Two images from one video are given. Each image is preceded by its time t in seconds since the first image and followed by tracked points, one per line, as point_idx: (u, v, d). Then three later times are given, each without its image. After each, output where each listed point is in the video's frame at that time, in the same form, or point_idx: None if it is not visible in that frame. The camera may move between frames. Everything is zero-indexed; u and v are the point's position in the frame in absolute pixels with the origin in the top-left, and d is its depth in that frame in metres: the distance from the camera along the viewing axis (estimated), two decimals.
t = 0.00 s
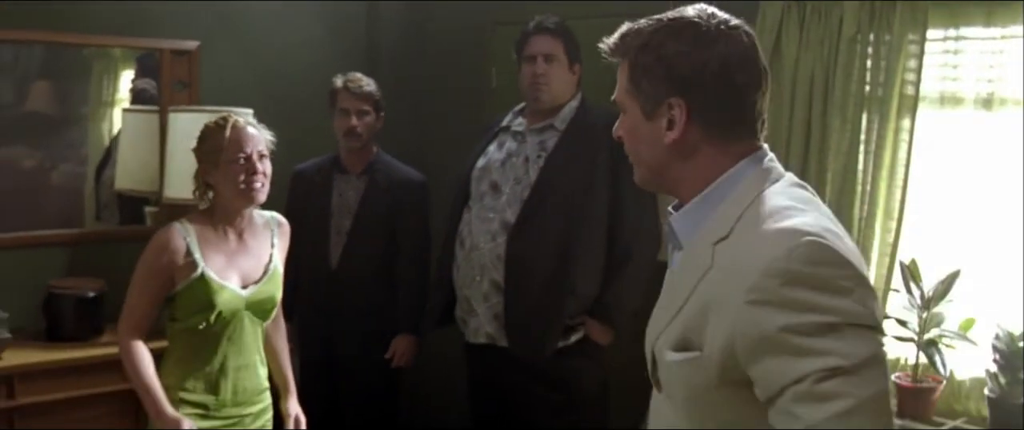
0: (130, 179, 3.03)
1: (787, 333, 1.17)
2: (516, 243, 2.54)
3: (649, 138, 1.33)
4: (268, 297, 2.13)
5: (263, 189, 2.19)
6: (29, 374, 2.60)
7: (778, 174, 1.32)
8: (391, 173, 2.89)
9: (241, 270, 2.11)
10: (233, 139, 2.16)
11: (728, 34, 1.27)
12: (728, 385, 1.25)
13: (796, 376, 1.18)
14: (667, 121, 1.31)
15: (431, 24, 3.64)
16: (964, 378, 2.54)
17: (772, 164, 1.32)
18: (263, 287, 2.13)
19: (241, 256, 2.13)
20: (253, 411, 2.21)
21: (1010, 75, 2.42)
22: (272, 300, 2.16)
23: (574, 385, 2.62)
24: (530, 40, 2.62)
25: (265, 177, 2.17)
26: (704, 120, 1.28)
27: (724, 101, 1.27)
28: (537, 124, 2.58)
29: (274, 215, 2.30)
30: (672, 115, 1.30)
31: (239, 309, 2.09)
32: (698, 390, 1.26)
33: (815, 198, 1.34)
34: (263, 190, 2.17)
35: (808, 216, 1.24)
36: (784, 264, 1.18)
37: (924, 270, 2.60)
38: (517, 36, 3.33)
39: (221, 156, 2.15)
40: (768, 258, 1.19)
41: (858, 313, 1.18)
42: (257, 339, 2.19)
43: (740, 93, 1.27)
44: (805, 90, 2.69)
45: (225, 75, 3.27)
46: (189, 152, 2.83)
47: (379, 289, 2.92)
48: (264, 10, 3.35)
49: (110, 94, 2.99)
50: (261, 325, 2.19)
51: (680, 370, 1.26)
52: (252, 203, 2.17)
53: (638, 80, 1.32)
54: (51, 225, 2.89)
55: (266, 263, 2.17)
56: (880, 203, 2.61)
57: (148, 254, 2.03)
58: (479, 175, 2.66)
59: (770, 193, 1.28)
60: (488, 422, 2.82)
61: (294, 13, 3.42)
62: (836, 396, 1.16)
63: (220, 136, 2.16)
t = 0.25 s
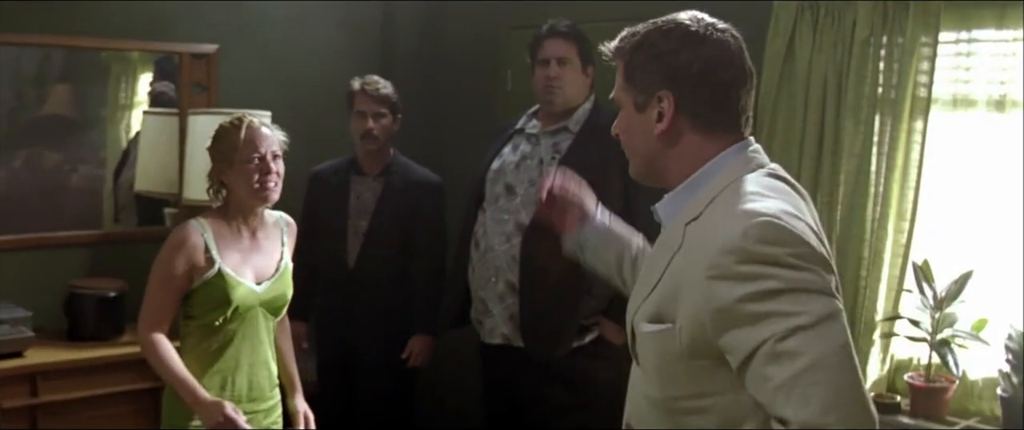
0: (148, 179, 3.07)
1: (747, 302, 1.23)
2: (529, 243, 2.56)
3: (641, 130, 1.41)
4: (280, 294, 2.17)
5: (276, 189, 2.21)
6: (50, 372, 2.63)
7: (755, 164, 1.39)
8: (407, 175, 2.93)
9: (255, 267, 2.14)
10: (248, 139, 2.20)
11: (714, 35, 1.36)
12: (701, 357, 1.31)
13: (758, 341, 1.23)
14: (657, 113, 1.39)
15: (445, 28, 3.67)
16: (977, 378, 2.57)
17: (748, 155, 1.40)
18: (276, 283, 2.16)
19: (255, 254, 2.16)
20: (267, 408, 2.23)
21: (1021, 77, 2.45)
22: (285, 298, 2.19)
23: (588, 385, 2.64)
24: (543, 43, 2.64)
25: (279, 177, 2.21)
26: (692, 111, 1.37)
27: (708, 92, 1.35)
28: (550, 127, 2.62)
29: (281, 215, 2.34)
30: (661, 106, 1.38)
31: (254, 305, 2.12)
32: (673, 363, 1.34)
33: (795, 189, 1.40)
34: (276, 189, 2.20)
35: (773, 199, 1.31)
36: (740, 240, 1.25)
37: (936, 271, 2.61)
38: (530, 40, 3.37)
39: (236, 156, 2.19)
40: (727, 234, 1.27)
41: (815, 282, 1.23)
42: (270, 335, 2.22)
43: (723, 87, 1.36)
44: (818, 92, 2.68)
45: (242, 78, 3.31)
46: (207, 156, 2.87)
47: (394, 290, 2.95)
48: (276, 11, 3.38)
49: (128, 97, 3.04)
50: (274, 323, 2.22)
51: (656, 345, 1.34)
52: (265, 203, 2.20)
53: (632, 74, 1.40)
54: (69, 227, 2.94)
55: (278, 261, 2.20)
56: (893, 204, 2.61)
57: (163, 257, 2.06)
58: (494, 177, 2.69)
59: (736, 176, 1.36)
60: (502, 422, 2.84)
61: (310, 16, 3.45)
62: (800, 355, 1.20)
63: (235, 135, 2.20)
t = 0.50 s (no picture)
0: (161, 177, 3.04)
1: (722, 265, 1.23)
2: (540, 239, 2.56)
3: (632, 127, 1.37)
4: (280, 290, 2.17)
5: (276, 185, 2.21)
6: (66, 367, 2.66)
7: (744, 146, 1.37)
8: (418, 171, 2.92)
9: (255, 263, 2.15)
10: (248, 136, 2.19)
11: (704, 32, 1.32)
12: (691, 328, 1.28)
13: (742, 297, 1.21)
14: (647, 108, 1.35)
15: (456, 26, 3.68)
16: (989, 374, 2.59)
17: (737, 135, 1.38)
18: (276, 279, 2.17)
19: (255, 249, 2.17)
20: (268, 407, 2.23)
21: None
22: (285, 294, 2.20)
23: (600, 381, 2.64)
24: (554, 40, 2.65)
25: (278, 173, 2.20)
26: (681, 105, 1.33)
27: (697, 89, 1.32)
28: (561, 123, 2.61)
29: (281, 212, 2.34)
30: (650, 102, 1.34)
31: (254, 301, 2.12)
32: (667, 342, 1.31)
33: (785, 172, 1.38)
34: (275, 186, 2.20)
35: (752, 174, 1.31)
36: (709, 210, 1.26)
37: (948, 266, 2.63)
38: (541, 36, 3.37)
39: (236, 152, 2.18)
40: (697, 208, 1.28)
41: (790, 240, 1.22)
42: (269, 332, 2.22)
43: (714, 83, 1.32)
44: (830, 89, 2.68)
45: (254, 76, 3.32)
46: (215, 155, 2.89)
47: (405, 286, 2.96)
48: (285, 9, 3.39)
49: (140, 95, 3.05)
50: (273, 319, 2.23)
51: (647, 326, 1.32)
52: (264, 200, 2.19)
53: (622, 69, 1.36)
54: (83, 224, 2.97)
55: (278, 258, 2.21)
56: (905, 200, 2.61)
57: (166, 252, 2.03)
58: (505, 173, 2.71)
59: (721, 154, 1.35)
60: (513, 418, 2.85)
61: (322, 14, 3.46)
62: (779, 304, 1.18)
63: (234, 132, 2.19)
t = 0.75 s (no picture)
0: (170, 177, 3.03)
1: (681, 263, 1.21)
2: (551, 239, 2.56)
3: (635, 126, 1.35)
4: (281, 291, 2.11)
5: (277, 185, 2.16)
6: (79, 366, 2.67)
7: (747, 147, 1.33)
8: (429, 171, 2.93)
9: (258, 264, 2.09)
10: (248, 135, 2.15)
11: (708, 32, 1.30)
12: (656, 329, 1.25)
13: (696, 297, 1.19)
14: (649, 107, 1.32)
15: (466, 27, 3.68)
16: (1003, 373, 2.58)
17: (741, 135, 1.34)
18: (278, 281, 2.11)
19: (257, 250, 2.10)
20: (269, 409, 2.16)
21: None
22: (285, 295, 2.13)
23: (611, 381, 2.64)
24: (565, 40, 2.65)
25: (279, 173, 2.16)
26: (684, 105, 1.30)
27: (702, 89, 1.29)
28: (572, 122, 2.61)
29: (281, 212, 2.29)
30: (652, 101, 1.31)
31: (254, 301, 2.06)
32: (634, 341, 1.28)
33: (788, 175, 1.33)
34: (276, 186, 2.15)
35: (738, 175, 1.27)
36: (679, 207, 1.25)
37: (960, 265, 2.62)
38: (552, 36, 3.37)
39: (237, 152, 2.13)
40: (671, 205, 1.26)
41: (753, 242, 1.19)
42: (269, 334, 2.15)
43: (718, 84, 1.30)
44: (841, 88, 2.67)
45: (265, 77, 3.33)
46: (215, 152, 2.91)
47: (416, 286, 2.96)
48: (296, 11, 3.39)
49: (151, 97, 3.05)
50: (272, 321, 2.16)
51: (618, 323, 1.30)
52: (266, 200, 2.14)
53: (626, 68, 1.34)
54: (94, 226, 2.98)
55: (280, 259, 2.15)
56: (917, 198, 2.60)
57: (167, 252, 1.97)
58: (516, 172, 2.71)
59: (716, 152, 1.31)
60: (525, 418, 2.85)
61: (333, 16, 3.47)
62: (726, 305, 1.16)
63: (235, 131, 2.14)
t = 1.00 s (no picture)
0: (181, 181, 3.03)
1: (635, 268, 1.19)
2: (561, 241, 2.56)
3: (639, 126, 1.31)
4: (292, 294, 2.12)
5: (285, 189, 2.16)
6: (90, 370, 2.68)
7: (751, 147, 1.27)
8: (438, 175, 2.92)
9: (268, 266, 2.10)
10: (254, 138, 2.15)
11: (718, 32, 1.26)
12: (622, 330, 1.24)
13: (643, 306, 1.17)
14: (654, 107, 1.28)
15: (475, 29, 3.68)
16: (1015, 374, 2.56)
17: (746, 134, 1.27)
18: (289, 282, 2.12)
19: (266, 252, 2.11)
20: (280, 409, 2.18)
21: None
22: (296, 297, 2.14)
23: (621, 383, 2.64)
24: (575, 42, 2.65)
25: (286, 176, 2.16)
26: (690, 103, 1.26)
27: (709, 89, 1.25)
28: (583, 124, 2.61)
29: (292, 213, 2.30)
30: (657, 100, 1.28)
31: (265, 304, 2.07)
32: (603, 341, 1.28)
33: (789, 178, 1.26)
34: (284, 190, 2.16)
35: (721, 177, 1.22)
36: (647, 208, 1.22)
37: (972, 267, 2.60)
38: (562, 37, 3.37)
39: (244, 155, 2.13)
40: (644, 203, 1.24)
41: (707, 252, 1.15)
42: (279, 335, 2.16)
43: (727, 86, 1.25)
44: (852, 88, 2.67)
45: (275, 80, 3.33)
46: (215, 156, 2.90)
47: (426, 288, 2.96)
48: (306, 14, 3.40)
49: (160, 100, 3.05)
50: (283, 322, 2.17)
51: (594, 320, 1.30)
52: (274, 203, 2.15)
53: (634, 66, 1.31)
54: (105, 229, 3.00)
55: (290, 262, 2.16)
56: (928, 199, 2.59)
57: (175, 255, 1.98)
58: (526, 174, 2.72)
59: (715, 150, 1.25)
60: (535, 419, 2.85)
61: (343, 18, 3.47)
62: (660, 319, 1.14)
63: (241, 134, 2.15)
